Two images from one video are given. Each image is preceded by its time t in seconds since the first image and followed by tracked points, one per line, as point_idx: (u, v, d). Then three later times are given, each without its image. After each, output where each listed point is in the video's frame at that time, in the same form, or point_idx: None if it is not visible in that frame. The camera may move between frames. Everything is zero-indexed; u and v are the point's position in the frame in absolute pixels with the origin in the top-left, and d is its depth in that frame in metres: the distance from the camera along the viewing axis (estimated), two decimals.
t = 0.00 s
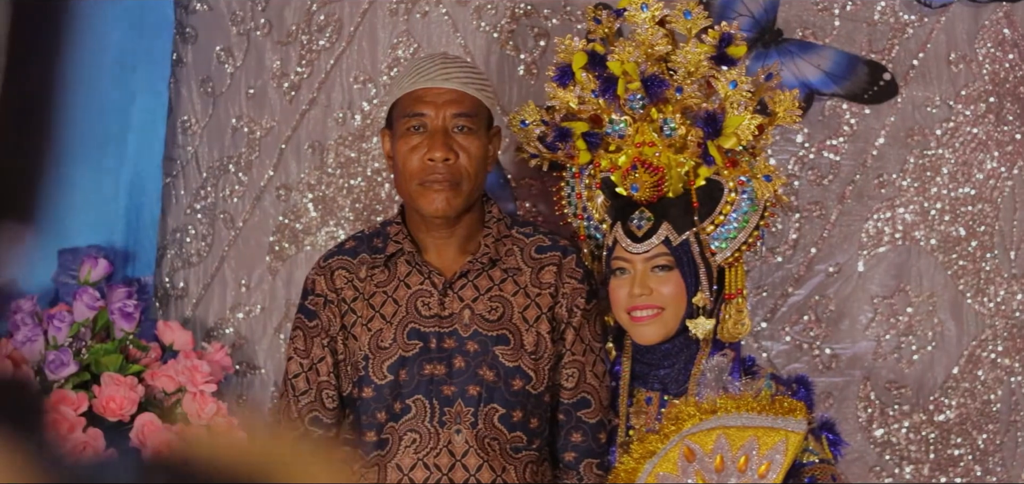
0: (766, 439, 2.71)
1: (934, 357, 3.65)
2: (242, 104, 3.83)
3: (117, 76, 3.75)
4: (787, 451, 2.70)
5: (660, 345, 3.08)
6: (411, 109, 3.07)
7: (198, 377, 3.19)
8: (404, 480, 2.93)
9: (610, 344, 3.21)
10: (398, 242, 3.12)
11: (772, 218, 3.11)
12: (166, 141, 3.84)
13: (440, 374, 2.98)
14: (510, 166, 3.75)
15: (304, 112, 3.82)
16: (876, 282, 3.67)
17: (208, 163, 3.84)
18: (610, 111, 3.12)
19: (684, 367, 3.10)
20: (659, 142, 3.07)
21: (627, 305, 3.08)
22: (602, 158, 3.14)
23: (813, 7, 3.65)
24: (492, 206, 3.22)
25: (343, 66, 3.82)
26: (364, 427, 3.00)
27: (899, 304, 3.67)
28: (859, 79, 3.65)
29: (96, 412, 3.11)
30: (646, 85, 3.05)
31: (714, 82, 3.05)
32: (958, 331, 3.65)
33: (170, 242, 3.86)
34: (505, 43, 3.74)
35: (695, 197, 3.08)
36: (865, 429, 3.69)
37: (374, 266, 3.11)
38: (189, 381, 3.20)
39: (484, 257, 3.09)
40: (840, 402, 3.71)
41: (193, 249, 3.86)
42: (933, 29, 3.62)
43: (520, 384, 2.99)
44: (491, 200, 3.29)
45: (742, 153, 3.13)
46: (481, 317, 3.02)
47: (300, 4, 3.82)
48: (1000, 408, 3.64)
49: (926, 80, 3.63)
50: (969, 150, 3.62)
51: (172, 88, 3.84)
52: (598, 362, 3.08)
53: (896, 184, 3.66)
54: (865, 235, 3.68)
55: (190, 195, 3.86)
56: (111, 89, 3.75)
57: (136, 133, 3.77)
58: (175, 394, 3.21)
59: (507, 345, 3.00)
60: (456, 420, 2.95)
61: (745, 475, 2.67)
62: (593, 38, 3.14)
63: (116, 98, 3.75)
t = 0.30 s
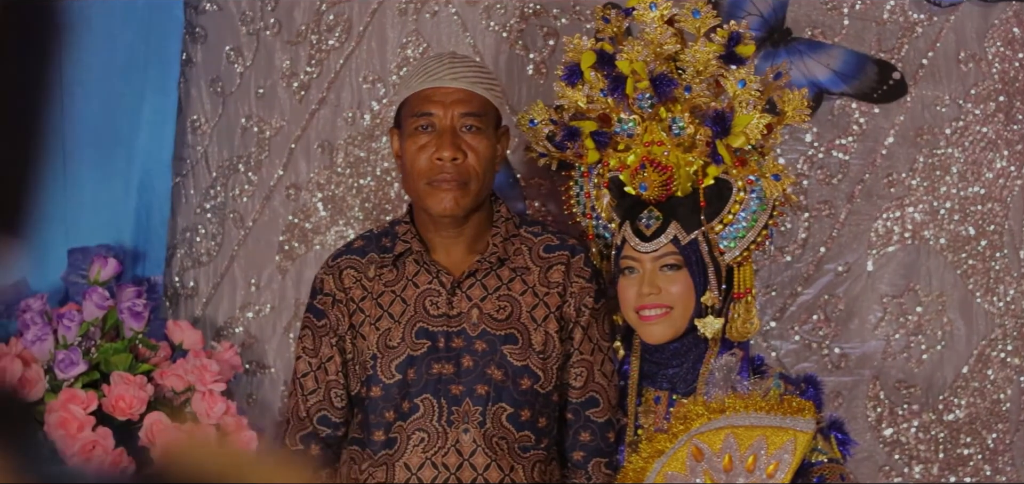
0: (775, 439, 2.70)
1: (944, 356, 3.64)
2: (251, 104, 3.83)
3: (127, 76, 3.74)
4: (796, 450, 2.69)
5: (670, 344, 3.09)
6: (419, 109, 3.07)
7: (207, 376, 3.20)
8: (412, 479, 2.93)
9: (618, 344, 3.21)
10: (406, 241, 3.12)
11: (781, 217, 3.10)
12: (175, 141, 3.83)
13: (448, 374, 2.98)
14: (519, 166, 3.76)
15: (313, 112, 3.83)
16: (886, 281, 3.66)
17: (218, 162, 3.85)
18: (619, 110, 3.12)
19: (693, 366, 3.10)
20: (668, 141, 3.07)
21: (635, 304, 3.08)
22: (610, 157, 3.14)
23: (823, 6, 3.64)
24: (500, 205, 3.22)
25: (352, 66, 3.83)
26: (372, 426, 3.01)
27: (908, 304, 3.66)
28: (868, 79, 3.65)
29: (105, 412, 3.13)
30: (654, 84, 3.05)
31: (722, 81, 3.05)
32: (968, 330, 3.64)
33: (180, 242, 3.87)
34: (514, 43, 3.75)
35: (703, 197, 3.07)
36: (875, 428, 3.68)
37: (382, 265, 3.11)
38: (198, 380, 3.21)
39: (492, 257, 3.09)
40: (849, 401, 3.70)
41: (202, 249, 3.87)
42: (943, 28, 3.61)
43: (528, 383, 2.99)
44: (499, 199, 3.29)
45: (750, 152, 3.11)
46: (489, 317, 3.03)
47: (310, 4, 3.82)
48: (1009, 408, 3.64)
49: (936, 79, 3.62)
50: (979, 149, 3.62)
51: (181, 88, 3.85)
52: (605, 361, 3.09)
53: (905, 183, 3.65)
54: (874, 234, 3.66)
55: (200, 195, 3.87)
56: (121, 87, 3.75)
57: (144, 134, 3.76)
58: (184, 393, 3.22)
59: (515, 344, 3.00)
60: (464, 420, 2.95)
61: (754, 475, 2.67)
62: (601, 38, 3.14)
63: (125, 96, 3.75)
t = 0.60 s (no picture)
0: (783, 437, 2.72)
1: (952, 354, 3.63)
2: (261, 102, 3.84)
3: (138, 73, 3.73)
4: (805, 449, 2.71)
5: (678, 342, 3.10)
6: (427, 106, 3.08)
7: (216, 374, 3.24)
8: (419, 476, 2.94)
9: (627, 341, 3.21)
10: (414, 239, 3.12)
11: (790, 215, 3.09)
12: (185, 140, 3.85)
13: (456, 371, 2.99)
14: (528, 163, 3.76)
15: (322, 110, 3.83)
16: (895, 279, 3.66)
17: (227, 160, 3.85)
18: (627, 107, 3.11)
19: (701, 364, 3.10)
20: (677, 138, 3.06)
21: (644, 301, 3.10)
22: (619, 154, 3.14)
23: (832, 3, 3.63)
24: (509, 203, 3.21)
25: (361, 64, 3.83)
26: (379, 424, 3.01)
27: (917, 301, 3.65)
28: (877, 75, 3.63)
29: (114, 410, 3.14)
30: (663, 82, 3.05)
31: (731, 78, 3.05)
32: (977, 327, 3.63)
33: (189, 240, 3.88)
34: (523, 40, 3.75)
35: (706, 195, 3.07)
36: (883, 426, 3.68)
37: (390, 263, 3.11)
38: (207, 378, 3.25)
39: (500, 254, 3.07)
40: (858, 399, 3.69)
41: (212, 247, 3.88)
42: (952, 25, 3.60)
43: (536, 381, 2.99)
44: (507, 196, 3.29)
45: (760, 149, 3.10)
46: (496, 314, 3.02)
47: (319, 2, 3.83)
48: (1018, 406, 3.63)
49: (945, 76, 3.61)
50: (988, 147, 3.60)
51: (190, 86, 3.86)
52: (613, 358, 3.09)
53: (914, 180, 3.64)
54: (883, 231, 3.66)
55: (209, 193, 3.87)
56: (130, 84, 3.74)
57: (154, 132, 3.79)
58: (193, 391, 3.26)
59: (522, 341, 3.00)
60: (471, 417, 2.96)
61: (762, 474, 2.70)
62: (610, 34, 3.13)
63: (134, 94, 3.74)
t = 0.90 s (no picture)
0: (793, 437, 2.70)
1: (960, 353, 3.63)
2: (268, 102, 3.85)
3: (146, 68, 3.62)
4: (815, 450, 2.68)
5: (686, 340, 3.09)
6: (433, 106, 3.08)
7: (222, 373, 3.27)
8: (425, 475, 2.94)
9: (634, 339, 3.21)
10: (420, 238, 3.12)
11: (798, 213, 3.09)
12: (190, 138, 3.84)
13: (461, 370, 2.99)
14: (535, 162, 3.76)
15: (329, 109, 3.84)
16: (901, 278, 3.65)
17: (234, 159, 3.84)
18: (636, 105, 3.10)
19: (708, 363, 3.09)
20: (685, 137, 3.05)
21: (652, 300, 3.09)
22: (627, 152, 3.14)
23: (839, 2, 3.63)
24: (515, 201, 3.22)
25: (368, 63, 3.84)
26: (386, 423, 3.02)
27: (924, 300, 3.65)
28: (884, 75, 3.64)
29: (120, 409, 3.15)
30: (673, 80, 3.04)
31: (740, 75, 3.03)
32: (984, 326, 3.62)
33: (197, 239, 3.89)
34: (530, 39, 3.75)
35: (716, 192, 3.07)
36: (890, 425, 3.67)
37: (397, 261, 3.11)
38: (213, 377, 3.28)
39: (506, 253, 3.08)
40: (865, 398, 3.69)
41: (219, 246, 3.89)
42: (959, 24, 3.60)
43: (542, 380, 3.00)
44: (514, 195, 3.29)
45: (768, 148, 3.10)
46: (503, 313, 3.02)
47: (326, 1, 3.84)
48: None
49: (952, 74, 3.60)
50: (995, 145, 3.58)
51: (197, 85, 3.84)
52: (620, 358, 3.08)
53: (922, 179, 3.64)
54: (890, 230, 3.65)
55: (216, 192, 3.87)
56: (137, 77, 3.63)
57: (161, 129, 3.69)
58: (199, 390, 3.28)
59: (528, 340, 3.00)
60: (477, 417, 2.96)
61: (771, 474, 2.67)
62: (619, 33, 3.14)
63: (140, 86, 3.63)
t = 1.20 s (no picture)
0: (812, 441, 2.70)
1: (968, 353, 3.62)
2: (275, 101, 3.84)
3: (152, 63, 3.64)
4: (833, 455, 2.68)
5: (696, 339, 3.10)
6: (440, 104, 3.08)
7: (229, 372, 3.28)
8: (433, 475, 2.95)
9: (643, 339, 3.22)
10: (428, 237, 3.12)
11: (810, 212, 3.09)
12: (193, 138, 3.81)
13: (469, 370, 3.00)
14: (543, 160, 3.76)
15: (337, 108, 3.84)
16: (910, 277, 3.64)
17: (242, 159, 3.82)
18: (648, 103, 3.09)
19: (719, 362, 3.11)
20: (698, 135, 3.04)
21: (664, 298, 3.11)
22: (639, 150, 3.11)
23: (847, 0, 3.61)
24: (523, 201, 3.21)
25: (376, 62, 3.84)
26: (393, 423, 3.02)
27: (932, 300, 3.64)
28: (892, 73, 3.62)
29: (128, 408, 3.16)
30: (686, 77, 3.02)
31: (754, 74, 3.02)
32: (992, 326, 3.62)
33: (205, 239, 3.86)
34: (538, 38, 3.75)
35: (733, 191, 3.07)
36: (898, 425, 3.66)
37: (404, 261, 3.11)
38: (221, 376, 3.29)
39: (514, 252, 3.08)
40: (874, 398, 3.68)
41: (226, 246, 3.87)
42: (967, 23, 3.59)
43: (550, 379, 3.00)
44: (522, 195, 3.29)
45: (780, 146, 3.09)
46: (512, 313, 3.02)
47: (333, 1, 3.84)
48: None
49: (961, 73, 3.59)
50: (1004, 145, 3.59)
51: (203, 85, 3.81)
52: (629, 357, 3.08)
53: (930, 178, 3.62)
54: (899, 229, 3.64)
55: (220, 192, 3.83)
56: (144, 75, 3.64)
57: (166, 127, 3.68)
58: (207, 389, 3.28)
59: (536, 340, 3.01)
60: (485, 416, 2.96)
61: (788, 477, 2.69)
62: (632, 30, 3.12)
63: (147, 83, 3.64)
